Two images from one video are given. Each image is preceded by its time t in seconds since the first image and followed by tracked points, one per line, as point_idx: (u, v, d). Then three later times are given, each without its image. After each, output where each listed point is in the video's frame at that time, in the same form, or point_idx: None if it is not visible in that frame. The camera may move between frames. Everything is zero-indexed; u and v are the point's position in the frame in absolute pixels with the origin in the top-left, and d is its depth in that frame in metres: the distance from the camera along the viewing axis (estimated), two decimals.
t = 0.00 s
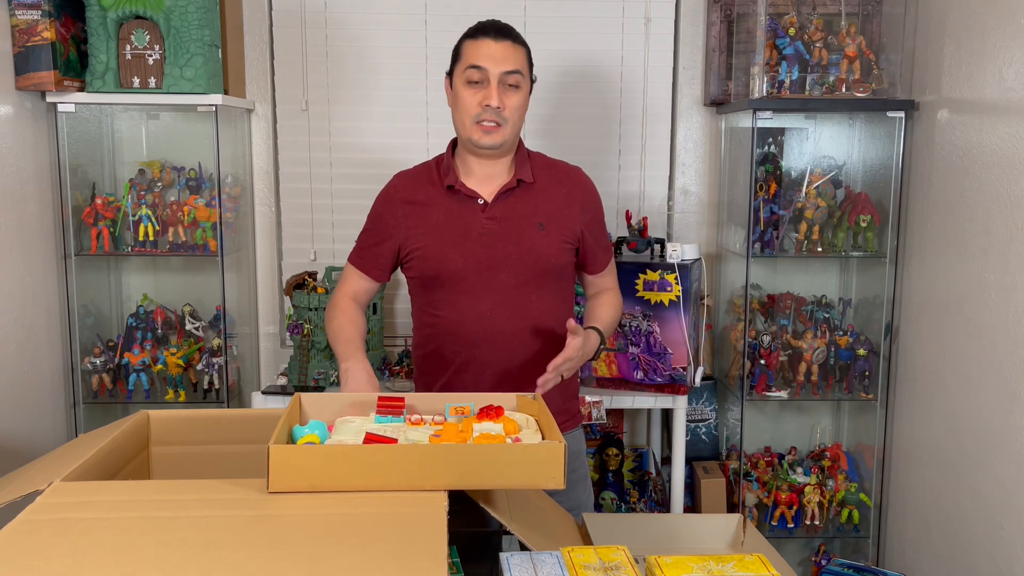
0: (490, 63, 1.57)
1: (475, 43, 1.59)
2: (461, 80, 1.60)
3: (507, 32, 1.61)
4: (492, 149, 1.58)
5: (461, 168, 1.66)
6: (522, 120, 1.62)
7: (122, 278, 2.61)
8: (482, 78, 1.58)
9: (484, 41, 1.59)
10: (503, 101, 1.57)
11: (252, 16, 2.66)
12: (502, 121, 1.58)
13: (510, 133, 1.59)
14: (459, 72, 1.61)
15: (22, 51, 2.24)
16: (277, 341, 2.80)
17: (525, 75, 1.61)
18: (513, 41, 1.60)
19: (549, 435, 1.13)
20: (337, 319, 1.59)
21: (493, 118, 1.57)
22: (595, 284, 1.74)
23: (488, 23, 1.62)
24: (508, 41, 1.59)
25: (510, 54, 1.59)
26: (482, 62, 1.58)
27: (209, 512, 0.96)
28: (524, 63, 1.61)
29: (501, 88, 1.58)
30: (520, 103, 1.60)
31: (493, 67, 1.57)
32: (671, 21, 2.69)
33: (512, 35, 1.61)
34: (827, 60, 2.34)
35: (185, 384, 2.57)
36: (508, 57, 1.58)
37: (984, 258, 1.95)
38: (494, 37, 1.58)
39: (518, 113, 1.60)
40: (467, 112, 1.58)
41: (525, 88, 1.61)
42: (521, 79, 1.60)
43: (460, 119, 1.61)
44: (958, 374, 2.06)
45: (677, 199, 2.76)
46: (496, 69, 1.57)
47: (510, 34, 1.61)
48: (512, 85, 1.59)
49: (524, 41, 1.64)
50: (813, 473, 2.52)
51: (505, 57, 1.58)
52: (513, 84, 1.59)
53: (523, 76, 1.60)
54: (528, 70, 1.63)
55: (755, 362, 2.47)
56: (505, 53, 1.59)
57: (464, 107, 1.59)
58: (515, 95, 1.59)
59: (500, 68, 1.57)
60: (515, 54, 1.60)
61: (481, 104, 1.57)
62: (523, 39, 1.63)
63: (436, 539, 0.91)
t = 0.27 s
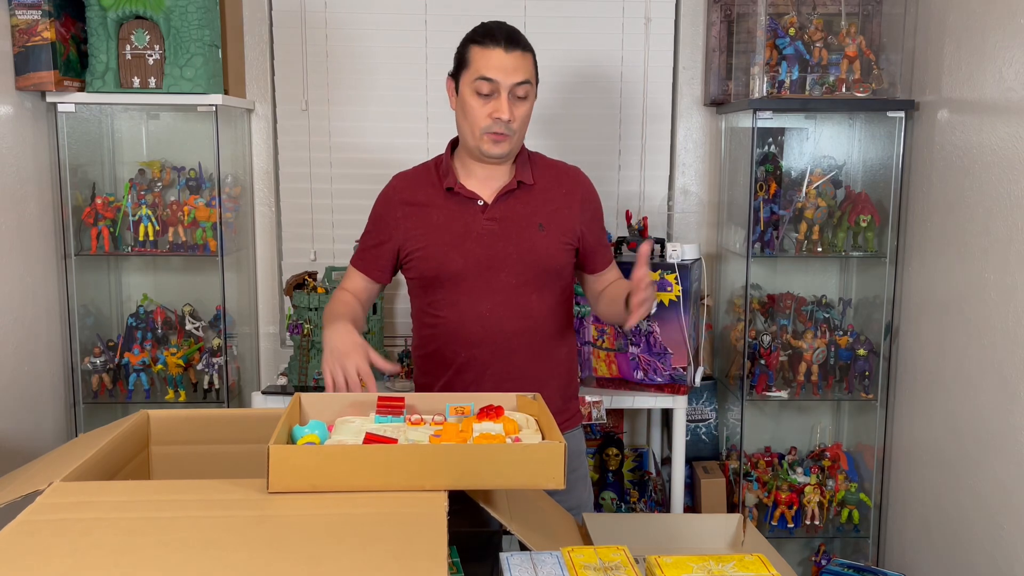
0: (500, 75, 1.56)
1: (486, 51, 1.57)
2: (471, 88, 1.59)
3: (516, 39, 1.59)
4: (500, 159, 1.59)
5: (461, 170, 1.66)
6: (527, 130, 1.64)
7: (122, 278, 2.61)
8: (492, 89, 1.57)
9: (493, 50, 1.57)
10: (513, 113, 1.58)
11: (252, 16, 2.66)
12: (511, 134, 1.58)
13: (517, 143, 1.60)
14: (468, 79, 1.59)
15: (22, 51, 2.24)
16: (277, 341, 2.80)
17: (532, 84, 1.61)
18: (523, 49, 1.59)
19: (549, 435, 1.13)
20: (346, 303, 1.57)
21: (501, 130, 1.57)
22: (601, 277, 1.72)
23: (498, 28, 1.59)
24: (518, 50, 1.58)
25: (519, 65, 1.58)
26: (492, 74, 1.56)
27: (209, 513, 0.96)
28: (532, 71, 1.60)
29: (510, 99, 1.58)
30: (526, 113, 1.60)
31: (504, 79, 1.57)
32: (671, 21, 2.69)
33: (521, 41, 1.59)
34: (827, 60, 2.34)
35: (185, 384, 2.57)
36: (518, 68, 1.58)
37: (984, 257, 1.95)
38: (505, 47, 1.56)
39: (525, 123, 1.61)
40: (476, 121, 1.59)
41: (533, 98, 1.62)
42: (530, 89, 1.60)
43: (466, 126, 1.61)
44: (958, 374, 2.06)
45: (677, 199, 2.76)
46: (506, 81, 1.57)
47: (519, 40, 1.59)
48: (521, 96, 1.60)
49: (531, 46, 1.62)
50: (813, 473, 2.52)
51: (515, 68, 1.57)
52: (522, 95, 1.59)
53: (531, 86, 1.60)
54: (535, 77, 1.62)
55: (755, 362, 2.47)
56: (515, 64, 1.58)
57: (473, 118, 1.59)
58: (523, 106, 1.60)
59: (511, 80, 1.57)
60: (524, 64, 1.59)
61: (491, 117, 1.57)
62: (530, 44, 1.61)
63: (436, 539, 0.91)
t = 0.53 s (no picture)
0: (499, 79, 1.56)
1: (485, 55, 1.56)
2: (470, 92, 1.58)
3: (515, 41, 1.58)
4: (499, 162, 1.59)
5: (462, 171, 1.66)
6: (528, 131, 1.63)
7: (122, 278, 2.61)
8: (491, 92, 1.57)
9: (492, 53, 1.56)
10: (511, 117, 1.57)
11: (252, 16, 2.66)
12: (511, 137, 1.57)
13: (517, 146, 1.60)
14: (467, 83, 1.59)
15: (22, 51, 2.24)
16: (277, 341, 2.80)
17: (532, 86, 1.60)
18: (522, 52, 1.58)
19: (549, 435, 1.13)
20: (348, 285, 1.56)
21: (501, 134, 1.56)
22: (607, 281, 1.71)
23: (496, 31, 1.58)
24: (516, 52, 1.57)
25: (519, 67, 1.57)
26: (491, 78, 1.56)
27: (209, 513, 0.96)
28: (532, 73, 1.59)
29: (509, 102, 1.57)
30: (526, 115, 1.60)
31: (502, 82, 1.56)
32: (671, 21, 2.69)
33: (520, 44, 1.58)
34: (827, 60, 2.34)
35: (185, 384, 2.57)
36: (517, 71, 1.57)
37: (984, 257, 1.95)
38: (503, 51, 1.56)
39: (525, 125, 1.60)
40: (475, 124, 1.58)
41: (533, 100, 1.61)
42: (530, 91, 1.59)
43: (466, 129, 1.61)
44: (958, 374, 2.06)
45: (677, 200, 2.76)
46: (505, 84, 1.56)
47: (518, 43, 1.58)
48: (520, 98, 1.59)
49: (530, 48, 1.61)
50: (813, 473, 2.52)
51: (514, 71, 1.56)
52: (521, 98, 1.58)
53: (531, 88, 1.59)
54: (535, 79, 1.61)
55: (755, 362, 2.47)
56: (514, 67, 1.57)
57: (473, 121, 1.58)
58: (523, 108, 1.59)
59: (510, 83, 1.56)
60: (524, 67, 1.58)
61: (490, 120, 1.56)
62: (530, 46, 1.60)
63: (436, 539, 0.91)
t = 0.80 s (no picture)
0: (501, 82, 1.55)
1: (489, 59, 1.56)
2: (473, 95, 1.58)
3: (520, 45, 1.57)
4: (500, 166, 1.59)
5: (464, 173, 1.65)
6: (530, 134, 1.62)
7: (122, 278, 2.61)
8: (493, 96, 1.56)
9: (496, 58, 1.56)
10: (513, 121, 1.57)
11: (252, 16, 2.66)
12: (513, 141, 1.57)
13: (520, 150, 1.59)
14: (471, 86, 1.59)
15: (22, 51, 2.24)
16: (277, 341, 2.80)
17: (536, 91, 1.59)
18: (527, 56, 1.57)
19: (549, 435, 1.13)
20: (357, 285, 1.57)
21: (502, 138, 1.56)
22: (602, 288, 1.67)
23: (502, 34, 1.57)
24: (521, 57, 1.56)
25: (522, 72, 1.56)
26: (493, 81, 1.55)
27: (210, 513, 0.96)
28: (536, 78, 1.59)
29: (512, 106, 1.57)
30: (529, 120, 1.59)
31: (506, 86, 1.55)
32: (671, 21, 2.69)
33: (525, 47, 1.58)
34: (827, 60, 2.34)
35: (185, 384, 2.57)
36: (520, 75, 1.56)
37: (984, 258, 1.95)
38: (508, 55, 1.55)
39: (528, 129, 1.60)
40: (477, 127, 1.58)
41: (536, 104, 1.60)
42: (533, 95, 1.58)
43: (468, 132, 1.61)
44: (958, 373, 2.06)
45: (677, 200, 2.76)
46: (508, 89, 1.55)
47: (523, 47, 1.57)
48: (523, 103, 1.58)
49: (536, 52, 1.60)
50: (813, 473, 2.52)
51: (517, 76, 1.56)
52: (524, 102, 1.58)
53: (534, 92, 1.58)
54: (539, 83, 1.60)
55: (755, 362, 2.47)
56: (518, 72, 1.56)
57: (474, 125, 1.58)
58: (526, 113, 1.59)
59: (513, 88, 1.56)
60: (527, 71, 1.57)
61: (492, 123, 1.56)
62: (535, 50, 1.59)
63: (436, 539, 0.91)
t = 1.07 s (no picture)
0: (499, 90, 1.52)
1: (487, 66, 1.53)
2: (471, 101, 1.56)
3: (518, 50, 1.53)
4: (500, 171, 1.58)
5: (465, 174, 1.65)
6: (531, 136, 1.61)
7: (122, 278, 2.61)
8: (492, 103, 1.54)
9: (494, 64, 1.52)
10: (513, 128, 1.55)
11: (252, 16, 2.66)
12: (512, 147, 1.56)
13: (519, 155, 1.58)
14: (469, 91, 1.56)
15: (22, 51, 2.24)
16: (277, 341, 2.80)
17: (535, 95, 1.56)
18: (526, 60, 1.54)
19: (548, 435, 1.13)
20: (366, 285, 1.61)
21: (501, 145, 1.55)
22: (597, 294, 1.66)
23: (501, 39, 1.53)
24: (519, 62, 1.53)
25: (521, 77, 1.53)
26: (491, 89, 1.53)
27: (210, 513, 0.96)
28: (535, 81, 1.56)
29: (511, 112, 1.55)
30: (529, 124, 1.57)
31: (504, 94, 1.52)
32: (671, 21, 2.69)
33: (523, 51, 1.54)
34: (827, 60, 2.34)
35: (185, 384, 2.57)
36: (519, 81, 1.53)
37: (984, 258, 1.95)
38: (506, 61, 1.52)
39: (528, 133, 1.58)
40: (476, 134, 1.56)
41: (536, 108, 1.58)
42: (533, 100, 1.56)
43: (468, 136, 1.59)
44: (958, 373, 2.06)
45: (677, 200, 2.76)
46: (506, 96, 1.53)
47: (521, 51, 1.54)
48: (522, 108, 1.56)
49: (535, 54, 1.56)
50: (813, 473, 2.52)
51: (516, 82, 1.53)
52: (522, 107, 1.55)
53: (534, 97, 1.55)
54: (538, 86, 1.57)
55: (755, 362, 2.47)
56: (517, 77, 1.53)
57: (473, 131, 1.56)
58: (526, 118, 1.56)
59: (511, 94, 1.53)
60: (526, 77, 1.54)
61: (491, 131, 1.54)
62: (535, 52, 1.55)
63: (436, 539, 0.91)
